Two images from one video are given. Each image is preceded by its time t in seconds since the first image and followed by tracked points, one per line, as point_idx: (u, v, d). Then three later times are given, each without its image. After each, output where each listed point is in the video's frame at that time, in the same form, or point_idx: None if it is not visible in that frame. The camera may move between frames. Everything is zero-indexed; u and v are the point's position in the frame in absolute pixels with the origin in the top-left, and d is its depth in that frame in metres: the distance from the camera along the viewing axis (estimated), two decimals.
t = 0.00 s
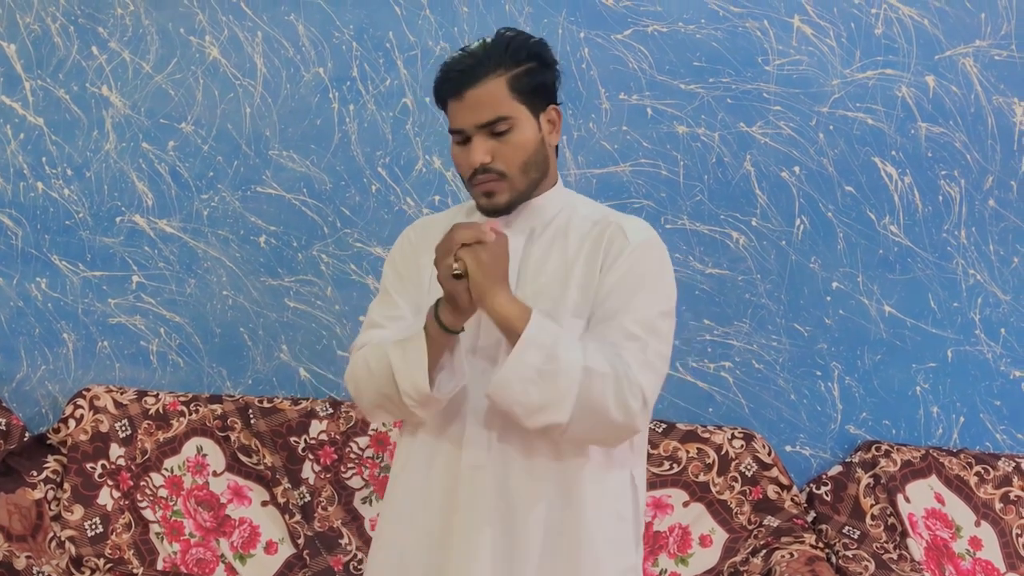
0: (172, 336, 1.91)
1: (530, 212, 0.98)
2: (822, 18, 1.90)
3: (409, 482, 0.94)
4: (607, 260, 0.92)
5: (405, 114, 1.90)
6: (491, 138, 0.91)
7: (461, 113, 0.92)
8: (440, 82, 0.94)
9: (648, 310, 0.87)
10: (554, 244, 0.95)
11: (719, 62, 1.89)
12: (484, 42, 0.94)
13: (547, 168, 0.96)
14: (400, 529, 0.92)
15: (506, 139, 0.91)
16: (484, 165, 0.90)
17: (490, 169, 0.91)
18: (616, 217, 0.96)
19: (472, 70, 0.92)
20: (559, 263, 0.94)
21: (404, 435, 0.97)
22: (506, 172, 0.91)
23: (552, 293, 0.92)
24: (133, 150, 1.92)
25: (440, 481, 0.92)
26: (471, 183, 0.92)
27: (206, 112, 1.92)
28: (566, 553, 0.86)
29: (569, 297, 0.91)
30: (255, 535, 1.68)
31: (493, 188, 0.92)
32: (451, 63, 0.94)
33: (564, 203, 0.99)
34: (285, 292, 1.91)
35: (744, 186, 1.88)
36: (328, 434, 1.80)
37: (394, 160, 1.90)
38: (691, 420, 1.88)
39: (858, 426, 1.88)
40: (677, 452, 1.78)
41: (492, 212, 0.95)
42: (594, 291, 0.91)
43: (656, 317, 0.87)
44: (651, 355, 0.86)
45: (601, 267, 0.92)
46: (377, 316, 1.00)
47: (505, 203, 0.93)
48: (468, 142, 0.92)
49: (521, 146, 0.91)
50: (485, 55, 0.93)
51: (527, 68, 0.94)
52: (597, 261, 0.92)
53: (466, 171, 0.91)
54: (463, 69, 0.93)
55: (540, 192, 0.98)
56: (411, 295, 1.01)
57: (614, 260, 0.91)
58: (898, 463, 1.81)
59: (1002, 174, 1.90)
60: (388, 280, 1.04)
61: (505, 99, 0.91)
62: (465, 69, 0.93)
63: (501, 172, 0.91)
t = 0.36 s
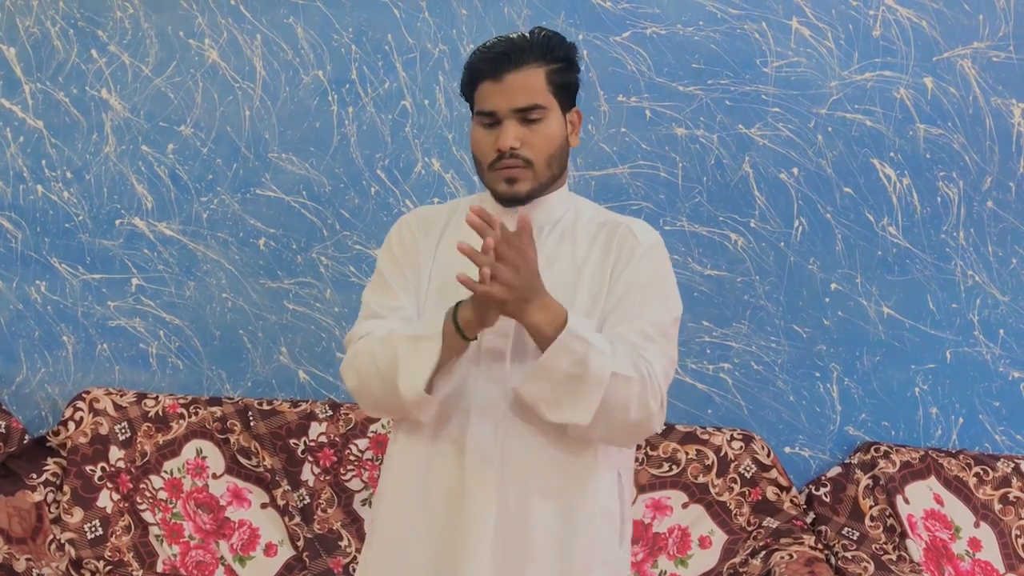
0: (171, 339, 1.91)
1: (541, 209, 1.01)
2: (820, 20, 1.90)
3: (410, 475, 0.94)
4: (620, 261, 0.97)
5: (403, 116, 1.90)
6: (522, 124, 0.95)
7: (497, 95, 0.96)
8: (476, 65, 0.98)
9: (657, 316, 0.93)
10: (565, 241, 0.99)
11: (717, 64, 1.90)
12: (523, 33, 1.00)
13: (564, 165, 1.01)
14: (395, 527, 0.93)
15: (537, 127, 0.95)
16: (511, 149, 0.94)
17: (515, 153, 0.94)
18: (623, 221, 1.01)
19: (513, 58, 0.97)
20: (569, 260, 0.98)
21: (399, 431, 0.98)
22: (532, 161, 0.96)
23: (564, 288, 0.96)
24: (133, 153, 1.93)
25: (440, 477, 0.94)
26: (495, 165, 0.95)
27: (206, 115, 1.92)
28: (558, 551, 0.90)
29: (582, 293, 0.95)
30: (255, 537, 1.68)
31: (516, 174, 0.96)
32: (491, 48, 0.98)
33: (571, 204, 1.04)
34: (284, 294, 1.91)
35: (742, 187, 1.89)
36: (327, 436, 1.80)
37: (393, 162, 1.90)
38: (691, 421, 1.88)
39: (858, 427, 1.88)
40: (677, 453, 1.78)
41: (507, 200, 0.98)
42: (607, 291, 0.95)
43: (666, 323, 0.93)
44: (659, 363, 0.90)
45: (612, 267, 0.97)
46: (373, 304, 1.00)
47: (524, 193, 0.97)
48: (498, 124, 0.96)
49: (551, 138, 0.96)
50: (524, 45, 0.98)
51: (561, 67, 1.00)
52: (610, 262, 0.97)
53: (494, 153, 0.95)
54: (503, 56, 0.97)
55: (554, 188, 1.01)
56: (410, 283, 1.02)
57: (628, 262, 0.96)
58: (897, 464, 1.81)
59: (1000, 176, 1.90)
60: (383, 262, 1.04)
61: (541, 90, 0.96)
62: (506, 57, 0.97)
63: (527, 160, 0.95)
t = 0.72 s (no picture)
0: (184, 313, 1.92)
1: (595, 185, 0.93)
2: None
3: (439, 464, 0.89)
4: (680, 247, 0.87)
5: (413, 87, 1.88)
6: (591, 105, 0.86)
7: (569, 70, 0.86)
8: (548, 31, 0.88)
9: (718, 313, 0.85)
10: (618, 222, 0.90)
11: (732, 31, 1.86)
12: (603, 2, 0.89)
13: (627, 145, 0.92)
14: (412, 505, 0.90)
15: (607, 109, 0.87)
16: (575, 128, 0.86)
17: (580, 134, 0.86)
18: (682, 204, 0.91)
19: (592, 30, 0.86)
20: (622, 241, 0.89)
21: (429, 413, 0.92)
22: (596, 142, 0.88)
23: (615, 268, 0.87)
24: (142, 126, 1.92)
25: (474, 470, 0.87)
26: (557, 143, 0.88)
27: (214, 88, 1.90)
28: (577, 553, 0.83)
29: (636, 277, 0.86)
30: (269, 509, 1.70)
31: (578, 155, 0.88)
32: (567, 14, 0.88)
33: (629, 182, 0.95)
34: (295, 268, 1.91)
35: (756, 156, 1.86)
36: (341, 409, 1.80)
37: (403, 134, 1.88)
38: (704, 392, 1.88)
39: (872, 398, 1.88)
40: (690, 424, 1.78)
41: (566, 178, 0.91)
42: (661, 277, 0.87)
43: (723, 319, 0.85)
44: (717, 361, 0.83)
45: (669, 253, 0.87)
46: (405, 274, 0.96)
47: (583, 172, 0.90)
48: (563, 100, 0.87)
49: (619, 120, 0.87)
50: (603, 14, 0.87)
51: (639, 43, 0.90)
52: (669, 250, 0.87)
53: (557, 131, 0.87)
54: (578, 23, 0.86)
55: (614, 168, 0.93)
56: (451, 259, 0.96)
57: (690, 249, 0.86)
58: (913, 434, 1.79)
59: (1019, 143, 1.86)
60: (420, 236, 0.99)
61: (616, 70, 0.87)
62: (581, 25, 0.86)
63: (591, 141, 0.87)
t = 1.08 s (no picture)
0: (178, 312, 1.92)
1: (603, 183, 0.92)
2: None
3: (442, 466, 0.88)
4: (687, 249, 0.87)
5: (409, 87, 1.88)
6: (591, 102, 0.87)
7: (570, 68, 0.87)
8: (553, 30, 0.88)
9: (724, 314, 0.85)
10: (624, 223, 0.91)
11: (727, 32, 1.86)
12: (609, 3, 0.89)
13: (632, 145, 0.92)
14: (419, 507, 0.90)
15: (607, 107, 0.87)
16: (575, 125, 0.86)
17: (580, 131, 0.87)
18: (689, 209, 0.92)
19: (595, 29, 0.87)
20: (629, 242, 0.89)
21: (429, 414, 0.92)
22: (596, 140, 0.88)
23: (621, 269, 0.87)
24: (137, 125, 1.91)
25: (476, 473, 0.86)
26: (558, 140, 0.88)
27: (210, 87, 1.90)
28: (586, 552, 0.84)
29: (643, 278, 0.87)
30: (264, 509, 1.70)
31: (578, 152, 0.88)
32: (572, 14, 0.88)
33: (635, 182, 0.95)
34: (290, 268, 1.90)
35: (751, 157, 1.87)
36: (336, 409, 1.80)
37: (399, 134, 1.88)
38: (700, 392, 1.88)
39: (868, 398, 1.88)
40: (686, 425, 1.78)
41: (566, 177, 0.91)
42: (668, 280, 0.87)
43: (731, 323, 0.85)
44: (728, 363, 0.84)
45: (675, 254, 0.88)
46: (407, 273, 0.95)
47: (584, 171, 0.89)
48: (565, 98, 0.87)
49: (620, 118, 0.87)
50: (608, 14, 0.88)
51: (644, 43, 0.90)
52: (674, 254, 0.88)
53: (557, 128, 0.87)
54: (582, 23, 0.87)
55: (620, 167, 0.92)
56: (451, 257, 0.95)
57: (696, 253, 0.87)
58: (907, 435, 1.80)
59: (1014, 144, 1.87)
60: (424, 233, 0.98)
61: (618, 68, 0.87)
62: (586, 25, 0.87)
63: (591, 138, 0.87)
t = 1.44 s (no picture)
0: (174, 316, 1.92)
1: (561, 184, 0.93)
2: None
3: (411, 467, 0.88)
4: (647, 250, 0.89)
5: (406, 92, 1.88)
6: (549, 101, 0.87)
7: (526, 67, 0.88)
8: (508, 31, 0.90)
9: (686, 314, 0.87)
10: (584, 223, 0.91)
11: (723, 38, 1.87)
12: (561, 5, 0.91)
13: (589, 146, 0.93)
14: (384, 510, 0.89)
15: (564, 106, 0.88)
16: (535, 124, 0.87)
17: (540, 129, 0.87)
18: (645, 210, 0.94)
19: (548, 29, 0.88)
20: (590, 242, 0.89)
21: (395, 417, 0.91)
22: (556, 138, 0.88)
23: (582, 268, 0.87)
24: (134, 129, 1.91)
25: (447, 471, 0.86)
26: (518, 139, 0.88)
27: (207, 91, 1.90)
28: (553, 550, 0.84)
29: (605, 278, 0.87)
30: (259, 513, 1.70)
31: (539, 151, 0.89)
32: (527, 16, 0.90)
33: (591, 184, 0.96)
34: (286, 272, 1.90)
35: (747, 163, 1.87)
36: (331, 413, 1.80)
37: (395, 139, 1.88)
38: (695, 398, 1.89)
39: (862, 404, 1.88)
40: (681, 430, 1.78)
41: (527, 177, 0.91)
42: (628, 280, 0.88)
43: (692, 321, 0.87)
44: (693, 359, 0.85)
45: (636, 255, 0.89)
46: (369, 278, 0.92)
47: (544, 169, 0.90)
48: (523, 97, 0.88)
49: (578, 117, 0.88)
50: (561, 15, 0.89)
51: (597, 43, 0.91)
52: (633, 255, 0.89)
53: (517, 127, 0.88)
54: (537, 23, 0.88)
55: (578, 168, 0.93)
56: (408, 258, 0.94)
57: (655, 255, 0.88)
58: (901, 441, 1.81)
59: (1008, 151, 1.88)
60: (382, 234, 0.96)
61: (573, 67, 0.88)
62: (540, 25, 0.88)
63: (551, 137, 0.88)
